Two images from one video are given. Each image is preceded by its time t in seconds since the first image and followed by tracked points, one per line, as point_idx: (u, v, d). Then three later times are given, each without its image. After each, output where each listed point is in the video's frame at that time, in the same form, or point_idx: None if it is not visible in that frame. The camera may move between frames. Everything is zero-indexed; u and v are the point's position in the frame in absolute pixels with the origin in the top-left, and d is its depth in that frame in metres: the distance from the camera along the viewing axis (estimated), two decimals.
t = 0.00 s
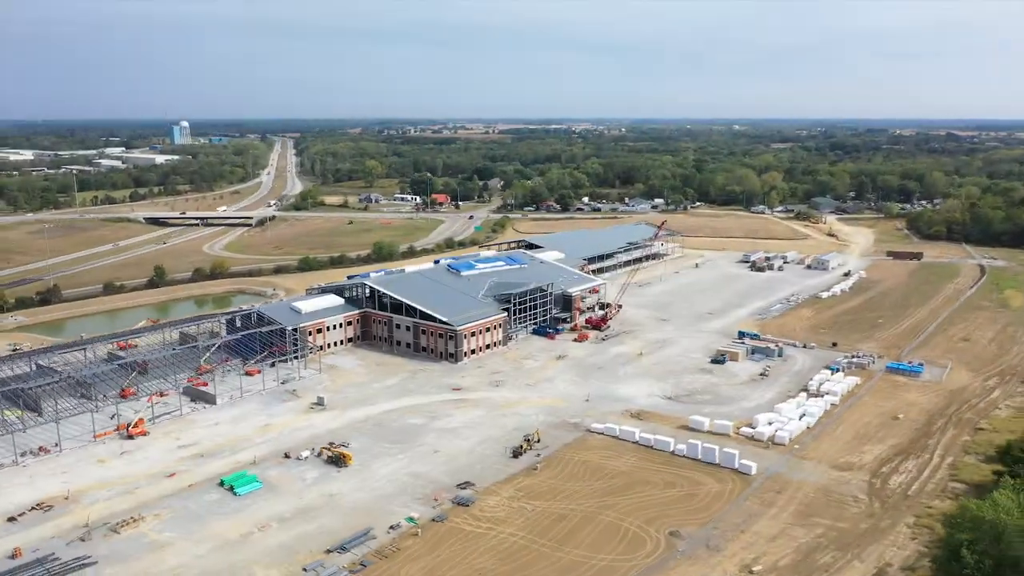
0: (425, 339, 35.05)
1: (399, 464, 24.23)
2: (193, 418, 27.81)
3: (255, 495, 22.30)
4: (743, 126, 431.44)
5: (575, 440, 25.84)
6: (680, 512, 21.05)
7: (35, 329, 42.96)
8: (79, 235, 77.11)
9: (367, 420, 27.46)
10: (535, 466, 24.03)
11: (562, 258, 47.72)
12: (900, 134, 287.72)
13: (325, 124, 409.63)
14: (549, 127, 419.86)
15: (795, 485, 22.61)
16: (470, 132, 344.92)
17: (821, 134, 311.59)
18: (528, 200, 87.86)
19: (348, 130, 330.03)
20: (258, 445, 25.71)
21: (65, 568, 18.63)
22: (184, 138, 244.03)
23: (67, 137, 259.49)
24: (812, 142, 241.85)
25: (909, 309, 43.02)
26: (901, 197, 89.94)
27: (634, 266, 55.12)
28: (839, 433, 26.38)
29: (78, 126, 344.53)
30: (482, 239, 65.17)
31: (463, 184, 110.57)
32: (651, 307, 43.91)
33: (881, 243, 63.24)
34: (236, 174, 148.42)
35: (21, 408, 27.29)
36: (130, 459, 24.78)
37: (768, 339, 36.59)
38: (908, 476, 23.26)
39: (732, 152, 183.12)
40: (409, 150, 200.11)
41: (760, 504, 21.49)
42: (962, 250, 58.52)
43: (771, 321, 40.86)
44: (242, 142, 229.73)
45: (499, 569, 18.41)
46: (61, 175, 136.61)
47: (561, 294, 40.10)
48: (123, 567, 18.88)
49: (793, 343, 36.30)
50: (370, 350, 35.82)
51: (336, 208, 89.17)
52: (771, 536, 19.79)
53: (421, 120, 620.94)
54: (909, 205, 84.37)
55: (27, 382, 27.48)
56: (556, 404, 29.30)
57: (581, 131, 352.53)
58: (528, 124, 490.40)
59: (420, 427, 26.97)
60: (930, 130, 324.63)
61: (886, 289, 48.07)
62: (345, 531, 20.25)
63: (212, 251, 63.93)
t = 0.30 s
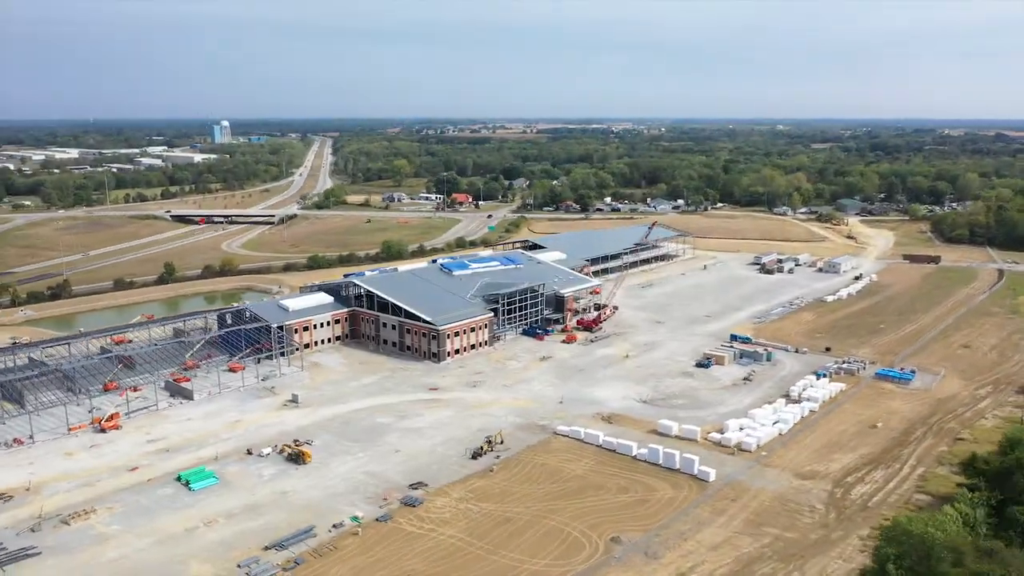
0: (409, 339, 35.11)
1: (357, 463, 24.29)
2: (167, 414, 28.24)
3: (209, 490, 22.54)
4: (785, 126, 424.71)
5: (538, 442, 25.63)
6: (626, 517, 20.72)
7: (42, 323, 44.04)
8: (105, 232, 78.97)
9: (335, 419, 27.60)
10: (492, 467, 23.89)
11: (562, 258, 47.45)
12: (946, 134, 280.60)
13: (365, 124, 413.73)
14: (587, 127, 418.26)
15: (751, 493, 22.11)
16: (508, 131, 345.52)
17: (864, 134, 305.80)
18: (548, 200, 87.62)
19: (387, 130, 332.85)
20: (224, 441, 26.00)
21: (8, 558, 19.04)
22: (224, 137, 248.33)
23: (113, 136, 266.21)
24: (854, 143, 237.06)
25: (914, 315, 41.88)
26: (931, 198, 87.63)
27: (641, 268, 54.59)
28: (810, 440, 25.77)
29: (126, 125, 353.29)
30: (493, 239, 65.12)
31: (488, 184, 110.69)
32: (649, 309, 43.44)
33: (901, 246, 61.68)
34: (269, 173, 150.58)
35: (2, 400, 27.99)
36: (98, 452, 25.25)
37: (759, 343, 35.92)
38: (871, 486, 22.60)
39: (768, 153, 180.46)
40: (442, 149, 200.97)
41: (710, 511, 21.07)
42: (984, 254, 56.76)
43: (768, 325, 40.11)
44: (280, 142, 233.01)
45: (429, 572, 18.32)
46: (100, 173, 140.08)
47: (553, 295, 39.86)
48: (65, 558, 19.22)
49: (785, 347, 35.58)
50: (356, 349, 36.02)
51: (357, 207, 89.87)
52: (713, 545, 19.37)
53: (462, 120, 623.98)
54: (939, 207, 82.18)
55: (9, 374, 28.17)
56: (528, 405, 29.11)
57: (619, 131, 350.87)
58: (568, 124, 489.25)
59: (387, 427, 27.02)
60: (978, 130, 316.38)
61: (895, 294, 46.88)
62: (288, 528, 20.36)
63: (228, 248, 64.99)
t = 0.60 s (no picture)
0: (395, 337, 35.18)
1: (316, 460, 24.38)
2: (145, 408, 28.67)
3: (166, 484, 22.81)
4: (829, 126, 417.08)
5: (502, 443, 25.45)
6: (571, 522, 20.46)
7: (51, 318, 45.12)
8: (131, 229, 80.78)
9: (306, 416, 27.74)
10: (449, 468, 23.77)
11: (563, 258, 47.17)
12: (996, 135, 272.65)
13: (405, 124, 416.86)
14: (626, 127, 415.65)
15: (705, 499, 21.65)
16: (546, 131, 345.06)
17: (910, 134, 298.51)
18: (568, 200, 87.27)
19: (426, 130, 334.96)
20: (193, 436, 26.31)
21: None
22: (264, 137, 252.31)
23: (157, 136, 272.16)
24: (898, 143, 231.94)
25: (919, 319, 40.70)
26: (964, 200, 85.21)
27: (648, 269, 54.06)
28: (780, 447, 25.17)
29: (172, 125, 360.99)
30: (505, 238, 65.03)
31: (513, 184, 110.67)
32: (646, 311, 42.95)
33: (921, 248, 60.07)
34: (302, 172, 152.53)
35: None
36: (69, 444, 25.73)
37: (749, 347, 35.25)
38: (833, 496, 21.96)
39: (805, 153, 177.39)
40: (475, 149, 201.44)
41: (658, 517, 20.67)
42: (1006, 259, 54.97)
43: (764, 328, 39.30)
44: (318, 141, 235.89)
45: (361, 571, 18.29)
46: (138, 170, 143.28)
47: (545, 295, 39.62)
48: (12, 547, 19.60)
49: (776, 351, 34.85)
50: (344, 347, 36.20)
51: (379, 206, 90.53)
52: (653, 552, 19.00)
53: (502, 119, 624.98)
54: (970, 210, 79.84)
55: None
56: (501, 406, 28.93)
57: (659, 131, 347.87)
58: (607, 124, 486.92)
59: (355, 425, 27.07)
60: None
61: (905, 298, 45.61)
62: (233, 524, 20.49)
63: (244, 245, 65.86)
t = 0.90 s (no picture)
0: (380, 336, 35.31)
1: (278, 457, 24.54)
2: (124, 403, 29.17)
3: (127, 479, 23.17)
4: (874, 126, 408.58)
5: (465, 444, 25.31)
6: (514, 525, 20.29)
7: (61, 313, 46.22)
8: (157, 227, 82.49)
9: (278, 414, 27.95)
10: (406, 468, 23.74)
11: (563, 259, 46.89)
12: None
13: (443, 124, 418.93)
14: (666, 127, 412.22)
15: (657, 506, 21.27)
16: (584, 131, 344.16)
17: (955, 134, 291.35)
18: (588, 201, 86.82)
19: (464, 130, 336.38)
20: (164, 431, 26.69)
21: None
22: (302, 137, 255.85)
23: (198, 136, 277.75)
24: (943, 144, 226.26)
25: (923, 324, 39.54)
26: (997, 203, 82.73)
27: (654, 271, 53.48)
28: (746, 453, 24.64)
29: (215, 126, 368.00)
30: (516, 238, 64.91)
31: (538, 184, 110.52)
32: (644, 314, 42.54)
33: (941, 252, 58.44)
34: (334, 172, 154.15)
35: None
36: (44, 437, 26.29)
37: (738, 352, 34.62)
38: (790, 506, 21.41)
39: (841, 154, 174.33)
40: (509, 149, 201.66)
41: (604, 523, 20.36)
42: None
43: (759, 332, 38.59)
44: (355, 141, 238.39)
45: (294, 570, 18.35)
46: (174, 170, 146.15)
47: (537, 296, 39.43)
48: None
49: (765, 356, 34.18)
50: (332, 345, 36.43)
51: (400, 205, 91.12)
52: (590, 558, 18.72)
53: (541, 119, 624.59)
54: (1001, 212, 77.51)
55: None
56: (474, 407, 28.83)
57: (698, 132, 344.56)
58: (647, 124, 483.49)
59: (324, 424, 27.19)
60: None
61: (914, 302, 44.34)
62: (181, 519, 20.70)
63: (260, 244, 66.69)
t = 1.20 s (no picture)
0: (366, 335, 35.43)
1: (240, 454, 24.75)
2: (106, 397, 29.71)
3: (90, 473, 23.58)
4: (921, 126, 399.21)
5: (427, 444, 25.24)
6: (455, 527, 20.17)
7: (70, 308, 47.26)
8: (181, 224, 83.98)
9: (251, 411, 28.19)
10: (363, 467, 23.74)
11: (563, 259, 46.55)
12: None
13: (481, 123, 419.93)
14: (705, 126, 407.75)
15: (606, 510, 20.96)
16: (623, 131, 341.97)
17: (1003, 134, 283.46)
18: (608, 201, 86.20)
19: (501, 130, 336.88)
20: (137, 425, 27.10)
21: None
22: (340, 136, 258.73)
23: (239, 135, 282.37)
24: (990, 144, 220.33)
25: (925, 329, 38.41)
26: None
27: (660, 272, 52.85)
28: (710, 459, 24.14)
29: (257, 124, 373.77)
30: (528, 237, 64.71)
31: (562, 184, 110.11)
32: (640, 315, 42.04)
33: (962, 255, 56.76)
34: (365, 172, 155.45)
35: None
36: (21, 429, 26.88)
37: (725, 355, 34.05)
38: (743, 513, 20.89)
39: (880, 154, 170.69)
40: (541, 149, 201.37)
41: (548, 527, 20.12)
42: None
43: (754, 336, 37.86)
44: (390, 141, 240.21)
45: (227, 568, 18.47)
46: (209, 169, 148.69)
47: (528, 296, 39.21)
48: None
49: (754, 360, 33.53)
50: (321, 343, 36.66)
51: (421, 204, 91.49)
52: (525, 562, 18.50)
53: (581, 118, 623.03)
54: None
55: None
56: (446, 407, 28.74)
57: (739, 131, 340.12)
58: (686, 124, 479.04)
59: (294, 421, 27.34)
60: None
61: (922, 306, 43.09)
62: (131, 514, 20.99)
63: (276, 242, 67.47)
